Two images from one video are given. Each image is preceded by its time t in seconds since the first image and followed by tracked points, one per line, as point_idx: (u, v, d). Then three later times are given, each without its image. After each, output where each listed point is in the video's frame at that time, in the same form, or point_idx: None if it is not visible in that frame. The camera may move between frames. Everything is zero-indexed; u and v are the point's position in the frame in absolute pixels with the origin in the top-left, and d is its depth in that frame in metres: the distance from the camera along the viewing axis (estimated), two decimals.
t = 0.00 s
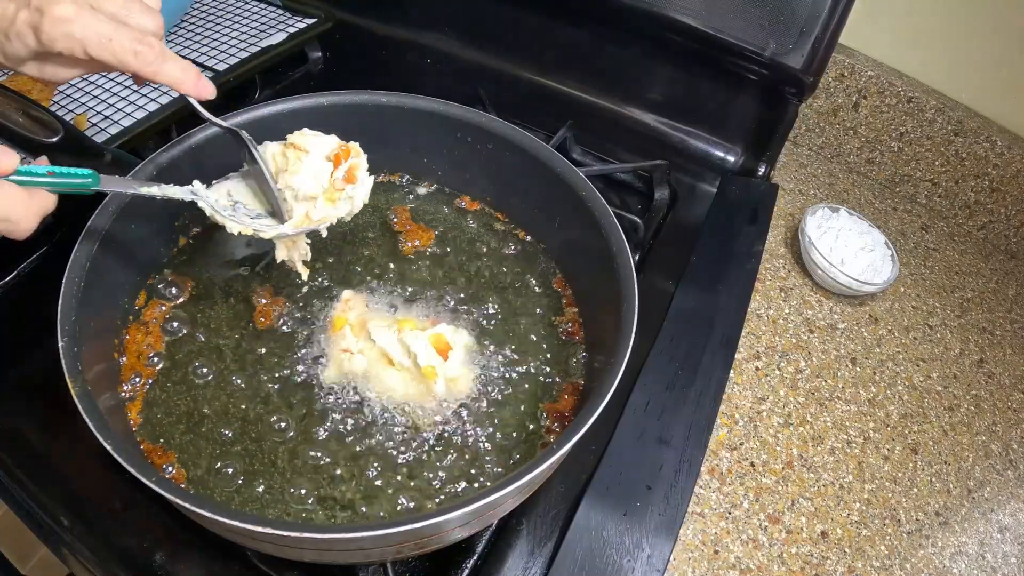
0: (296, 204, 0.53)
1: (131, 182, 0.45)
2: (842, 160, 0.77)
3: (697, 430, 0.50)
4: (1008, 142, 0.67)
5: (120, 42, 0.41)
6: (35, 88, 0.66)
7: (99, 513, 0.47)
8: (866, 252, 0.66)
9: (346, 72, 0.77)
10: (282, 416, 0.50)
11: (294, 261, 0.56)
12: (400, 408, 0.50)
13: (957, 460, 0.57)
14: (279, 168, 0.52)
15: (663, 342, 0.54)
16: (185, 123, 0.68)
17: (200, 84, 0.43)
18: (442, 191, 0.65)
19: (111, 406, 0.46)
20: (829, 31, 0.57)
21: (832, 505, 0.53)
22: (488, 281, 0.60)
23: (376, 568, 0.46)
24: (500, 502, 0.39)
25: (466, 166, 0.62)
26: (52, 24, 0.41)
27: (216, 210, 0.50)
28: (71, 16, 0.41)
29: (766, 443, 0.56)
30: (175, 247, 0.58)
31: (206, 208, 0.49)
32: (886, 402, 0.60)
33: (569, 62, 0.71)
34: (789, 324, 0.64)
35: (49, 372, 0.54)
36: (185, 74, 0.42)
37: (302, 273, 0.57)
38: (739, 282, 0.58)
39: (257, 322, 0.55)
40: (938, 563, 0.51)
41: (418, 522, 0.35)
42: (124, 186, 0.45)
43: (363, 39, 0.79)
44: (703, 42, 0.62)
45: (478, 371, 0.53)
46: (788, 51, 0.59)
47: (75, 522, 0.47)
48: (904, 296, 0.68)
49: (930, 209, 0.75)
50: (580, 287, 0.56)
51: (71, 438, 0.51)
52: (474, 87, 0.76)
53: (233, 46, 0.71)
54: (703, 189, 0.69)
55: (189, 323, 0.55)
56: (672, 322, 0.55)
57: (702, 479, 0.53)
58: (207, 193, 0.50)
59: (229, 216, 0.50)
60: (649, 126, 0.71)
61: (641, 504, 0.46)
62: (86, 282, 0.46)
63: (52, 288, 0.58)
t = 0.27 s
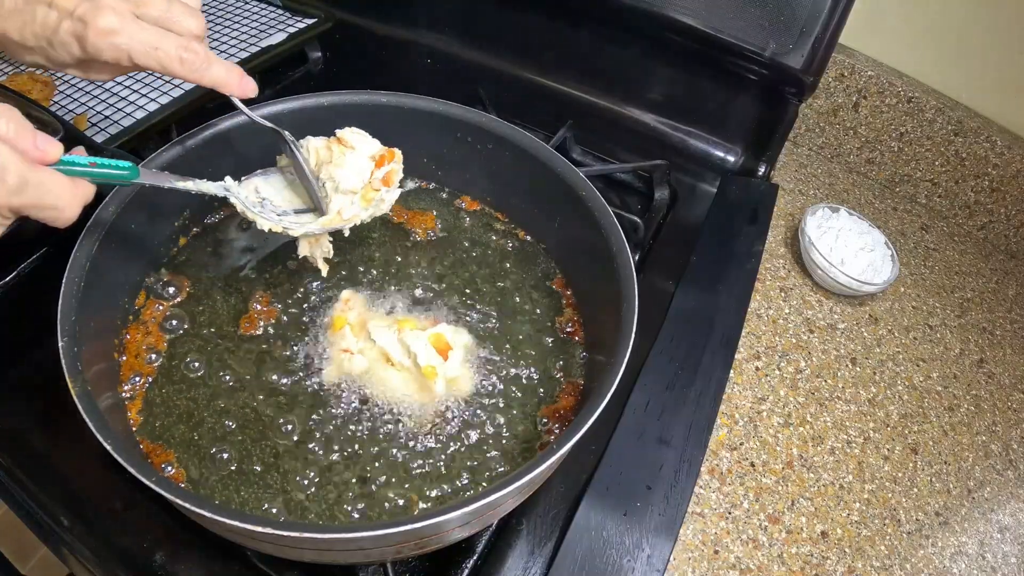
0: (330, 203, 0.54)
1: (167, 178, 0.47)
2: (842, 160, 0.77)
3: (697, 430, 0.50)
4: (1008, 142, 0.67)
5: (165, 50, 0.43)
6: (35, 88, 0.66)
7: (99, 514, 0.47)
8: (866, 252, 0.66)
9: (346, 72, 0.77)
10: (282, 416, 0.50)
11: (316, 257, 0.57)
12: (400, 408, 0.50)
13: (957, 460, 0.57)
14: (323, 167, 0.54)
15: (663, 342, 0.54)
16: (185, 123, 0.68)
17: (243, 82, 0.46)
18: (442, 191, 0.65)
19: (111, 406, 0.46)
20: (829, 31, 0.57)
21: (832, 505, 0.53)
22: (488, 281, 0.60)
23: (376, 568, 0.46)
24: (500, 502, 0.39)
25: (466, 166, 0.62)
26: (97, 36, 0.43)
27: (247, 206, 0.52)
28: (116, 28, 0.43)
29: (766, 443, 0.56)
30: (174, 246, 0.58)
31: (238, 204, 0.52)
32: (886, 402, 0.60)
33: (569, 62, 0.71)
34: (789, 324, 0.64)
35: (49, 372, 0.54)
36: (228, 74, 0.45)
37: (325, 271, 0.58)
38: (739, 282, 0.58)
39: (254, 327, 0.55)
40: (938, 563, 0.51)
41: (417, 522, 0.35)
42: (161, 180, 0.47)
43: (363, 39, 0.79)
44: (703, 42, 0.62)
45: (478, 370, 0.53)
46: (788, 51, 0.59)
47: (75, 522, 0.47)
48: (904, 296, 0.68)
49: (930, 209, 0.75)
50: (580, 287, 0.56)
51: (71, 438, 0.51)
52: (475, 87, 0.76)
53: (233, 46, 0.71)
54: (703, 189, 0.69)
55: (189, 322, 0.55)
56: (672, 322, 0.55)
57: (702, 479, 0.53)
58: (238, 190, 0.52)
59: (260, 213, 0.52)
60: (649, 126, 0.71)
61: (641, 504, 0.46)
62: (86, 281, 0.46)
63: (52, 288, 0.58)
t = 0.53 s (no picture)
0: (338, 197, 0.54)
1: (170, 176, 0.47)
2: (842, 160, 0.77)
3: (697, 430, 0.50)
4: (1008, 142, 0.67)
5: (180, 46, 0.44)
6: (35, 87, 0.65)
7: (99, 514, 0.47)
8: (866, 251, 0.66)
9: (346, 72, 0.77)
10: (283, 415, 0.50)
11: (318, 250, 0.57)
12: (400, 408, 0.50)
13: (957, 460, 0.57)
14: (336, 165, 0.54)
15: (663, 342, 0.54)
16: (185, 124, 0.68)
17: (256, 71, 0.47)
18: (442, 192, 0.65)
19: (111, 405, 0.46)
20: (829, 31, 0.57)
21: (832, 505, 0.53)
22: (488, 281, 0.60)
23: (376, 568, 0.46)
24: (500, 502, 0.39)
25: (466, 166, 0.62)
26: (112, 35, 0.44)
27: (250, 201, 0.52)
28: (131, 27, 0.44)
29: (766, 443, 0.56)
30: (174, 246, 0.58)
31: (241, 199, 0.52)
32: (886, 402, 0.60)
33: (569, 62, 0.71)
34: (789, 324, 0.64)
35: (50, 372, 0.54)
36: (242, 64, 0.46)
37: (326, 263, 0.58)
38: (739, 282, 0.58)
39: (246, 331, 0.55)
40: (938, 563, 0.51)
41: (417, 522, 0.35)
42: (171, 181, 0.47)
43: (363, 39, 0.79)
44: (703, 42, 0.62)
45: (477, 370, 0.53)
46: (788, 51, 0.59)
47: (75, 522, 0.47)
48: (904, 296, 0.68)
49: (930, 209, 0.75)
50: (580, 287, 0.56)
51: (71, 438, 0.51)
52: (474, 87, 0.76)
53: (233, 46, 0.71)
54: (703, 189, 0.69)
55: (189, 322, 0.55)
56: (672, 323, 0.55)
57: (702, 479, 0.53)
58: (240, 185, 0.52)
59: (263, 208, 0.52)
60: (649, 126, 0.71)
61: (641, 504, 0.46)
62: (86, 282, 0.46)
63: (52, 288, 0.58)
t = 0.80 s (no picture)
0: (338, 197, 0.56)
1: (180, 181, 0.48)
2: (841, 160, 0.77)
3: (697, 430, 0.50)
4: (1008, 142, 0.67)
5: (192, 56, 0.45)
6: (35, 87, 0.65)
7: (99, 514, 0.47)
8: (866, 251, 0.66)
9: (346, 73, 0.77)
10: (283, 415, 0.50)
11: (318, 252, 0.57)
12: (400, 407, 0.50)
13: (957, 460, 0.57)
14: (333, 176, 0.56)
15: (663, 342, 0.54)
16: (185, 124, 0.68)
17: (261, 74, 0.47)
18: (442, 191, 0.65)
19: (111, 405, 0.46)
20: (829, 30, 0.57)
21: (832, 505, 0.53)
22: (488, 280, 0.60)
23: (376, 568, 0.46)
24: (500, 502, 0.39)
25: (466, 166, 0.62)
26: (125, 48, 0.44)
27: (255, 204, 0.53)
28: (144, 40, 0.44)
29: (766, 443, 0.56)
30: (173, 246, 0.58)
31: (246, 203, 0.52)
32: (886, 402, 0.60)
33: (569, 61, 0.71)
34: (789, 324, 0.64)
35: (50, 372, 0.54)
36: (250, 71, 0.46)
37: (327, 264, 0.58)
38: (739, 282, 0.58)
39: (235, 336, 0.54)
40: (938, 563, 0.51)
41: (417, 522, 0.35)
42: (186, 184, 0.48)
43: (363, 39, 0.79)
44: (703, 42, 0.62)
45: (477, 369, 0.53)
46: (788, 51, 0.59)
47: (75, 522, 0.47)
48: (904, 296, 0.68)
49: (930, 209, 0.75)
50: (580, 287, 0.56)
51: (71, 438, 0.51)
52: (474, 87, 0.76)
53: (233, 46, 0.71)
54: (703, 189, 0.69)
55: (189, 322, 0.55)
56: (672, 322, 0.55)
57: (702, 479, 0.53)
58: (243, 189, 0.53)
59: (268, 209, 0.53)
60: (649, 126, 0.71)
61: (641, 504, 0.46)
62: (86, 282, 0.46)
63: (52, 288, 0.58)
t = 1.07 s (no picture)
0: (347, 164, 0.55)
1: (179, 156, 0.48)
2: (841, 160, 0.77)
3: (697, 430, 0.50)
4: (1008, 142, 0.67)
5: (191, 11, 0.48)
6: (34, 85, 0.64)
7: (99, 514, 0.47)
8: (866, 251, 0.66)
9: (346, 73, 0.77)
10: (283, 415, 0.50)
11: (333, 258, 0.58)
12: (400, 407, 0.50)
13: (957, 460, 0.57)
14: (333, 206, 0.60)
15: (663, 342, 0.54)
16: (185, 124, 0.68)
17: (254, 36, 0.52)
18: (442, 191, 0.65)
19: (110, 405, 0.46)
20: (829, 30, 0.57)
21: (832, 505, 0.53)
22: (488, 280, 0.60)
23: (376, 568, 0.46)
24: (500, 502, 0.39)
25: (466, 166, 0.62)
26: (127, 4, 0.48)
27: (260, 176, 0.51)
28: None
29: (766, 443, 0.56)
30: (173, 245, 0.58)
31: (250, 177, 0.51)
32: (886, 402, 0.60)
33: (568, 61, 0.71)
34: (789, 324, 0.64)
35: (50, 372, 0.54)
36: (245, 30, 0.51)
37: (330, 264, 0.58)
38: (739, 282, 0.58)
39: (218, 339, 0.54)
40: (938, 563, 0.51)
41: (417, 522, 0.35)
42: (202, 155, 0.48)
43: (363, 39, 0.79)
44: (703, 42, 0.62)
45: (476, 369, 0.53)
46: (788, 51, 0.59)
47: (75, 522, 0.47)
48: (904, 296, 0.68)
49: (930, 209, 0.75)
50: (580, 286, 0.56)
51: (71, 438, 0.51)
52: (474, 87, 0.76)
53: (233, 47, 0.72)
54: (703, 189, 0.69)
55: (190, 322, 0.55)
56: (672, 322, 0.55)
57: (702, 479, 0.53)
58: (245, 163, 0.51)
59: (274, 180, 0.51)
60: (649, 126, 0.71)
61: (641, 504, 0.46)
62: (86, 282, 0.46)
63: (52, 288, 0.58)
